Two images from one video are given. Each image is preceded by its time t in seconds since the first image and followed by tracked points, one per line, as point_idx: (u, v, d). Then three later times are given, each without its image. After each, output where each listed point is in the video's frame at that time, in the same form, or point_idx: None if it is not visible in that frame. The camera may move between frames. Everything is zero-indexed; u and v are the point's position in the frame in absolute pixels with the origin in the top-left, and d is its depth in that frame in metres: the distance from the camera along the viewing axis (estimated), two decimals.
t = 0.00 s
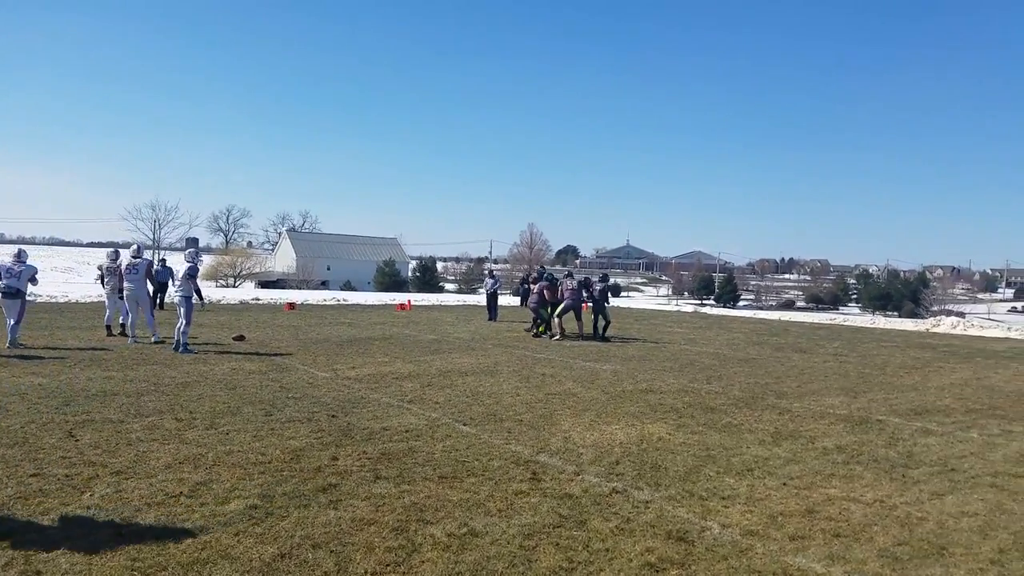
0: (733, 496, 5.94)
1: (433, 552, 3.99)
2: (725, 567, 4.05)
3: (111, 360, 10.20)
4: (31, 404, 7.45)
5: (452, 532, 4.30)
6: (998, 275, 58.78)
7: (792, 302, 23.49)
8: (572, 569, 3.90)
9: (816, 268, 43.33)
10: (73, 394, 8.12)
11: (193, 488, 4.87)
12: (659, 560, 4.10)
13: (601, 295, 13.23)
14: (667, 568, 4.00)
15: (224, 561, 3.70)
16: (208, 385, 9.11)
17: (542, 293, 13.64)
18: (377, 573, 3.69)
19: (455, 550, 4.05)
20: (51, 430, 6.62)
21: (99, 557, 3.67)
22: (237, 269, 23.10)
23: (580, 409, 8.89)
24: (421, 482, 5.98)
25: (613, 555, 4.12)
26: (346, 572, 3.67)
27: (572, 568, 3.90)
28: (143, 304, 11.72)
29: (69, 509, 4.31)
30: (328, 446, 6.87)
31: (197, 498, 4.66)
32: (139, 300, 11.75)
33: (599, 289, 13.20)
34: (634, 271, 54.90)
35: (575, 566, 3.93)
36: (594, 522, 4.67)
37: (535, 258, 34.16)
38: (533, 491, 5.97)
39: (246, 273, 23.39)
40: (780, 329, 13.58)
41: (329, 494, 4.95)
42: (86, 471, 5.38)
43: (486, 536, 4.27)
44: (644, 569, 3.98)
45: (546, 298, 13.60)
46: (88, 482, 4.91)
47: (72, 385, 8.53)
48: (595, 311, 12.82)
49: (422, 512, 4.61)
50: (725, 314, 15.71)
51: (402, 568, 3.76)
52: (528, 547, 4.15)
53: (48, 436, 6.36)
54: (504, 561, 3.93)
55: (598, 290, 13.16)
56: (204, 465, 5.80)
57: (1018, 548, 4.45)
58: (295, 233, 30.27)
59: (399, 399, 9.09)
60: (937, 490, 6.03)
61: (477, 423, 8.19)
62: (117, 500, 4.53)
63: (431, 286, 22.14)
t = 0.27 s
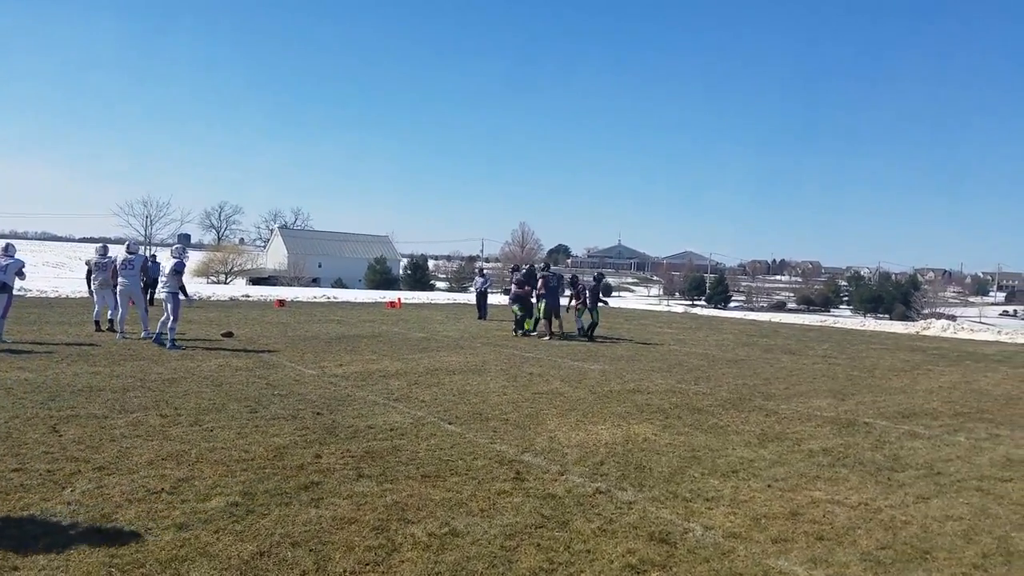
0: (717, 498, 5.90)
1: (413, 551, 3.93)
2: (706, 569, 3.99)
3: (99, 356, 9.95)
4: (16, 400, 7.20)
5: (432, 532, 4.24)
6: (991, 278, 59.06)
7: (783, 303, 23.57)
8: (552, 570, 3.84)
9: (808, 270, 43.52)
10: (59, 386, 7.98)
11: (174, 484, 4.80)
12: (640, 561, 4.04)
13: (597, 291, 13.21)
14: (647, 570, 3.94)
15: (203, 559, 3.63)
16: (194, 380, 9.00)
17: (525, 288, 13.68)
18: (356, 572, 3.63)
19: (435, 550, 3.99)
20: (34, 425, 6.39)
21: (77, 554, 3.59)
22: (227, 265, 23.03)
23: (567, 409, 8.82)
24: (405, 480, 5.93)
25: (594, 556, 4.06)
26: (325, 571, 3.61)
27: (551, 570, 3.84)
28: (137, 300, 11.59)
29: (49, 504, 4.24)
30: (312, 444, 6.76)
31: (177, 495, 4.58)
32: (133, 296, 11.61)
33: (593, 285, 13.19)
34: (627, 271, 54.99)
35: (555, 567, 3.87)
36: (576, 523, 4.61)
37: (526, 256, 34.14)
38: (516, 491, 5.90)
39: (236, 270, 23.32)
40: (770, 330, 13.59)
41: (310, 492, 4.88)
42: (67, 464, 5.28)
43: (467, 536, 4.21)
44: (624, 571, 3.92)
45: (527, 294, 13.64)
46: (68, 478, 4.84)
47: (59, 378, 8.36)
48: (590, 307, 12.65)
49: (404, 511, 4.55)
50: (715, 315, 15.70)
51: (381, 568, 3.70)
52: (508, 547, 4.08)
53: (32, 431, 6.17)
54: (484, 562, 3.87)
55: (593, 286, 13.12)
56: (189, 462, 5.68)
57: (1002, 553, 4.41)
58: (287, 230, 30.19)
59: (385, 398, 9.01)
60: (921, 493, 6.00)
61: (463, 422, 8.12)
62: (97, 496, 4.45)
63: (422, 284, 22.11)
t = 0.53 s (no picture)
0: (711, 495, 5.89)
1: (408, 547, 3.93)
2: (700, 564, 3.98)
3: (99, 355, 9.97)
4: (17, 399, 7.22)
5: (427, 528, 4.24)
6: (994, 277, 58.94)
7: (783, 301, 23.58)
8: (546, 565, 3.84)
9: (809, 268, 43.55)
10: (59, 385, 8.01)
11: (173, 481, 4.82)
12: (633, 557, 4.03)
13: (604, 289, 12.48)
14: (641, 565, 3.93)
15: (200, 554, 3.64)
16: (193, 379, 9.01)
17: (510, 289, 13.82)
18: (352, 567, 3.63)
19: (430, 545, 3.99)
20: (35, 423, 6.42)
21: (78, 550, 3.60)
22: (227, 265, 23.11)
23: (563, 407, 8.81)
24: (400, 477, 5.93)
25: (587, 552, 4.05)
26: (321, 566, 3.62)
27: (545, 565, 3.84)
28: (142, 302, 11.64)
29: (48, 502, 4.26)
30: (309, 442, 6.77)
31: (175, 492, 4.60)
32: (138, 298, 11.67)
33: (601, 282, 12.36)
34: (629, 270, 55.03)
35: (549, 562, 3.87)
36: (571, 519, 4.61)
37: (526, 256, 34.17)
38: (511, 488, 5.89)
39: (236, 270, 23.40)
40: (768, 328, 13.59)
41: (307, 489, 4.89)
42: (66, 462, 5.30)
43: (462, 532, 4.21)
44: (618, 566, 3.91)
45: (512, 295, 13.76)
46: (68, 475, 4.86)
47: (58, 377, 8.38)
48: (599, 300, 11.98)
49: (399, 507, 4.56)
50: (714, 314, 15.70)
51: (376, 563, 3.70)
52: (503, 543, 4.08)
53: (33, 429, 6.18)
54: (479, 557, 3.87)
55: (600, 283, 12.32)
56: (188, 460, 5.70)
57: (997, 548, 4.39)
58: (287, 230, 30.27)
59: (381, 396, 9.02)
60: (917, 489, 5.98)
61: (459, 420, 8.10)
62: (96, 493, 4.47)
63: (421, 284, 22.15)
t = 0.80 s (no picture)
0: (716, 480, 5.94)
1: (415, 531, 3.99)
2: (703, 548, 4.02)
3: (108, 345, 10.06)
4: (27, 388, 7.31)
5: (434, 513, 4.30)
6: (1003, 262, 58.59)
7: (789, 288, 23.53)
8: (552, 548, 3.90)
9: (816, 254, 43.42)
10: (68, 374, 8.10)
11: (182, 469, 4.89)
12: (637, 541, 4.08)
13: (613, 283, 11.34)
14: (645, 549, 3.98)
15: (210, 540, 3.71)
16: (201, 367, 9.10)
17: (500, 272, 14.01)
18: (360, 551, 3.70)
19: (437, 530, 4.05)
20: (44, 411, 6.50)
21: (87, 536, 3.68)
22: (234, 254, 23.23)
23: (568, 393, 8.86)
24: (406, 463, 5.99)
25: (592, 536, 4.11)
26: (330, 550, 3.69)
27: (550, 549, 3.89)
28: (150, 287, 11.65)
29: (60, 489, 4.34)
30: (317, 429, 6.83)
31: (184, 479, 4.68)
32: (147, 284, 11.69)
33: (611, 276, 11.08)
34: (635, 257, 54.98)
35: (553, 546, 3.92)
36: (576, 504, 4.66)
37: (532, 244, 34.16)
38: (517, 474, 5.94)
39: (242, 259, 23.52)
40: (774, 314, 13.58)
41: (315, 475, 4.96)
42: (76, 450, 5.38)
43: (468, 517, 4.27)
44: (622, 550, 3.96)
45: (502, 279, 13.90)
46: (79, 463, 4.94)
47: (68, 367, 8.48)
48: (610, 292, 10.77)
49: (406, 493, 4.62)
50: (719, 300, 15.70)
51: (384, 547, 3.76)
52: (508, 527, 4.14)
53: (43, 418, 6.27)
54: (485, 541, 3.93)
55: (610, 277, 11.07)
56: (196, 447, 5.77)
57: (999, 531, 4.42)
58: (293, 219, 30.35)
59: (388, 383, 9.09)
60: (921, 474, 6.00)
61: (465, 407, 8.15)
62: (106, 481, 4.55)
63: (427, 272, 22.21)
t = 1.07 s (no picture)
0: (722, 472, 5.93)
1: (423, 530, 4.00)
2: (712, 542, 4.01)
3: (110, 348, 10.05)
4: (28, 392, 7.29)
5: (441, 511, 4.30)
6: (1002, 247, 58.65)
7: (789, 278, 23.54)
8: (560, 545, 3.90)
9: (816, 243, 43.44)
10: (71, 378, 8.08)
11: (186, 471, 4.89)
12: (645, 535, 4.08)
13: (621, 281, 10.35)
14: (653, 543, 3.97)
15: (217, 543, 3.71)
16: (205, 368, 9.09)
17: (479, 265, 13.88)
18: (367, 552, 3.70)
19: (444, 529, 4.05)
20: (47, 416, 6.48)
21: (93, 541, 3.67)
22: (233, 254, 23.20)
23: (572, 388, 8.86)
24: (411, 462, 5.98)
25: (600, 531, 4.11)
26: (338, 551, 3.69)
27: (558, 545, 3.89)
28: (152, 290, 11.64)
29: (64, 494, 4.33)
30: (321, 429, 6.81)
31: (189, 481, 4.68)
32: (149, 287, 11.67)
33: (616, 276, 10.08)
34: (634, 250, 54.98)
35: (562, 543, 3.92)
36: (583, 499, 4.66)
37: (531, 238, 34.13)
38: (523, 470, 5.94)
39: (242, 258, 23.48)
40: (775, 305, 13.59)
41: (320, 475, 4.96)
42: (80, 454, 5.37)
43: (475, 515, 4.27)
44: (631, 545, 3.96)
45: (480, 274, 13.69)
46: (83, 467, 4.93)
47: (70, 370, 8.46)
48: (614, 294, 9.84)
49: (413, 491, 4.62)
50: (720, 292, 15.70)
51: (392, 547, 3.77)
52: (516, 524, 4.14)
53: (46, 422, 6.25)
54: (493, 539, 3.93)
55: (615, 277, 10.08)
56: (200, 450, 5.74)
57: (1007, 519, 4.43)
58: (291, 217, 30.30)
59: (391, 381, 9.07)
60: (927, 462, 6.01)
61: (469, 403, 8.15)
62: (110, 485, 4.54)
63: (427, 268, 22.20)
